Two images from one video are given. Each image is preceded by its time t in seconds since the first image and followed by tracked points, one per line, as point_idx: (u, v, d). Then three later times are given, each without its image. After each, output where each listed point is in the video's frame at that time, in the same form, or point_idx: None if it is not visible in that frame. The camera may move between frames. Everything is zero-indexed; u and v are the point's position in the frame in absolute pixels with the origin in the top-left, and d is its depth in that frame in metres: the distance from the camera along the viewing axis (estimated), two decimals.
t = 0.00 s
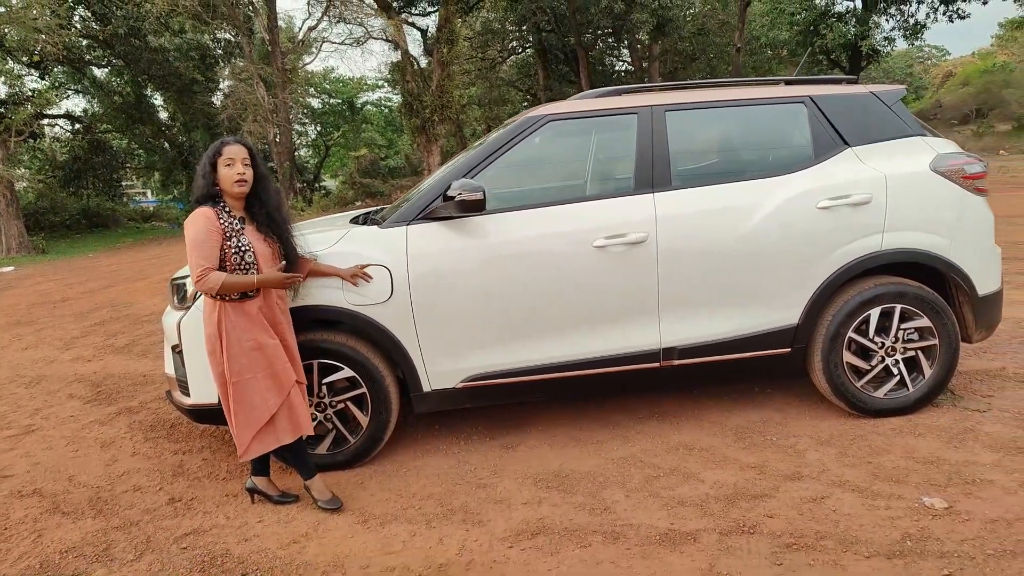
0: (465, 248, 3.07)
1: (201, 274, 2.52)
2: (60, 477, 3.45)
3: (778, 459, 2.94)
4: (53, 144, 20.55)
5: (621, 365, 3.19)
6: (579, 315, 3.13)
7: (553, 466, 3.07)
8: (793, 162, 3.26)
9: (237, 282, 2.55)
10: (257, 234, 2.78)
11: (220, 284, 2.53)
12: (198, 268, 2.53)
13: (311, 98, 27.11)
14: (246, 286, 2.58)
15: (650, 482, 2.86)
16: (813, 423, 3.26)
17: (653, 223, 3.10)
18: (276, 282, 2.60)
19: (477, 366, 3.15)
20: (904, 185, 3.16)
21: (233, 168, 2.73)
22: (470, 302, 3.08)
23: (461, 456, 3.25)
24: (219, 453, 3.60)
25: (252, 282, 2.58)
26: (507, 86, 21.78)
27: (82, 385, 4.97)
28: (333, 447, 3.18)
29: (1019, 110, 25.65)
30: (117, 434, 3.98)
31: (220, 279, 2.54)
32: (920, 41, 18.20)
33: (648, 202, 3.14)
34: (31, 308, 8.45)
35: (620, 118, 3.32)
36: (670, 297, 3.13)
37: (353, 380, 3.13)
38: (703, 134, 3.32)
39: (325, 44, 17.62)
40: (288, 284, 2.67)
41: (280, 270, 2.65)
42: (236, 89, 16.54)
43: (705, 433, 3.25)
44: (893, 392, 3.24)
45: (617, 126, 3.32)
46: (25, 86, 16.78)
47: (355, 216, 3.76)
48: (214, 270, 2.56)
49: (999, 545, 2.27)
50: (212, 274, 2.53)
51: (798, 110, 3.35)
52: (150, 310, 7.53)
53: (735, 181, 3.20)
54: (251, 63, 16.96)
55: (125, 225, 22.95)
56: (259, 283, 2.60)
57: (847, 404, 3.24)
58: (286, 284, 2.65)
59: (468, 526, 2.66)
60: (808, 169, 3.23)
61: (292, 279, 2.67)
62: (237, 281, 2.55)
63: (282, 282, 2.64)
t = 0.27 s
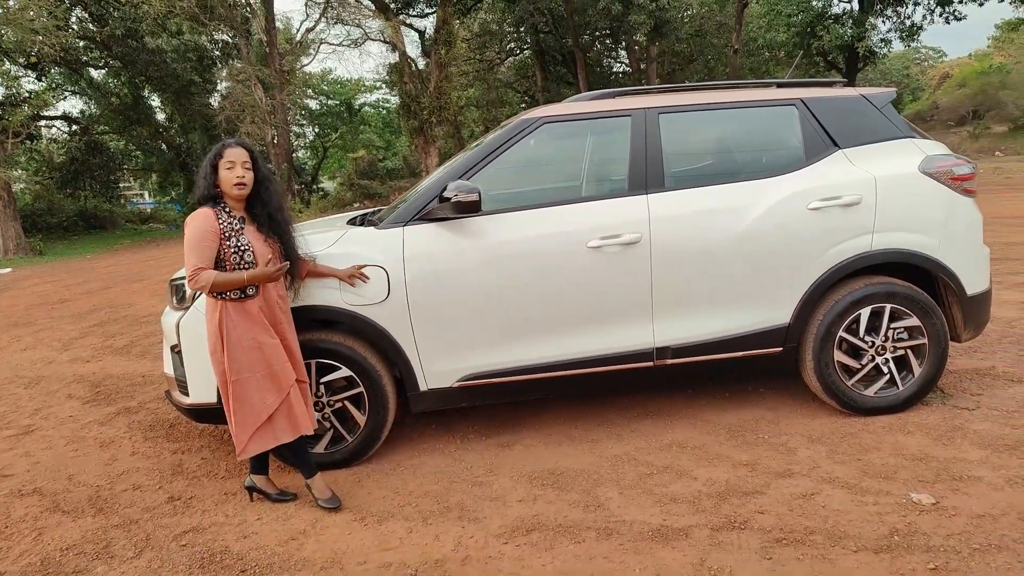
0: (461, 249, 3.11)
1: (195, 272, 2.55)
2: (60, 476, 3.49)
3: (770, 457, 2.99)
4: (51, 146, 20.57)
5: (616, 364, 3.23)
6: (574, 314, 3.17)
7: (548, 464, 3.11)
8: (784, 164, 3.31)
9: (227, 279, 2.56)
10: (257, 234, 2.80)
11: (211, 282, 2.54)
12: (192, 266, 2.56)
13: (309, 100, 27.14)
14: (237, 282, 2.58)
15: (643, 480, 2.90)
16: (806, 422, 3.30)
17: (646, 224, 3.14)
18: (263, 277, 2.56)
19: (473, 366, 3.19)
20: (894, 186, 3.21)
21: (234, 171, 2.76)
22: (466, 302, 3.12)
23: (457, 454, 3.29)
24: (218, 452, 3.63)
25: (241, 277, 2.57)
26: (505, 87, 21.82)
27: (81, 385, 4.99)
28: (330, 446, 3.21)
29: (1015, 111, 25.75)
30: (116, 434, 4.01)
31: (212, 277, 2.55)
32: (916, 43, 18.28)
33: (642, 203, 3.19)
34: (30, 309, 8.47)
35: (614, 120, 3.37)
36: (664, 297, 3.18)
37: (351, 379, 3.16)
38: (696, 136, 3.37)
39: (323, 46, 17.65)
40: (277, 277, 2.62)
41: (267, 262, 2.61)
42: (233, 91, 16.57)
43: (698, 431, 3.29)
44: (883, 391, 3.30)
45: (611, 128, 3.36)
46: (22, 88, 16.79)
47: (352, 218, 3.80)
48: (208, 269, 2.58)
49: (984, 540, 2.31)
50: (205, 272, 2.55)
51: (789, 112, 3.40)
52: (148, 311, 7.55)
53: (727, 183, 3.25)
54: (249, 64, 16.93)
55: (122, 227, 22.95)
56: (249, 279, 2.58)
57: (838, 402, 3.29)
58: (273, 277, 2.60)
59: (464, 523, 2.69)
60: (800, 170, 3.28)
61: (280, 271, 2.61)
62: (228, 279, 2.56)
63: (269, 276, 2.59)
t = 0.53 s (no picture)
0: (457, 250, 3.12)
1: (201, 275, 2.58)
2: (59, 476, 3.50)
3: (765, 456, 3.01)
4: (49, 146, 20.58)
5: (612, 364, 3.24)
6: (570, 315, 3.19)
7: (545, 464, 3.12)
8: (779, 165, 3.33)
9: (233, 282, 2.58)
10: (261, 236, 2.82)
11: (218, 286, 2.57)
12: (198, 269, 2.58)
13: (308, 100, 27.14)
14: (242, 286, 2.60)
15: (639, 479, 2.92)
16: (801, 421, 3.33)
17: (642, 225, 3.16)
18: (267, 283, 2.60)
19: (469, 366, 3.21)
20: (888, 187, 3.23)
21: (236, 175, 2.77)
22: (463, 303, 3.14)
23: (454, 454, 3.31)
24: (216, 452, 3.65)
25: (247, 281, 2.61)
26: (503, 88, 21.83)
27: (80, 386, 5.01)
28: (328, 446, 3.23)
29: (1013, 112, 25.77)
30: (115, 434, 4.02)
31: (218, 280, 2.57)
32: (914, 43, 18.30)
33: (638, 205, 3.21)
34: (28, 310, 8.48)
35: (610, 121, 3.39)
36: (659, 297, 3.20)
37: (349, 379, 3.18)
38: (692, 138, 3.38)
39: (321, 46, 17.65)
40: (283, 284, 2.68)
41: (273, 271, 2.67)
42: (231, 91, 16.57)
43: (694, 431, 3.31)
44: (878, 390, 3.32)
45: (607, 128, 3.38)
46: (20, 89, 16.79)
47: (350, 219, 3.81)
48: (213, 272, 2.61)
49: (976, 538, 2.34)
50: (211, 275, 2.57)
51: (784, 113, 3.42)
52: (146, 312, 7.57)
53: (722, 184, 3.27)
54: (247, 65, 16.95)
55: (121, 228, 22.96)
56: (256, 283, 2.62)
57: (833, 402, 3.31)
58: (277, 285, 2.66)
59: (461, 522, 2.71)
60: (794, 171, 3.30)
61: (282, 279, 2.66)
62: (234, 282, 2.58)
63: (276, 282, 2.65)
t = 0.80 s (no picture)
0: (448, 250, 3.12)
1: (206, 274, 2.53)
2: (49, 478, 3.49)
3: (756, 457, 3.01)
4: (46, 147, 20.56)
5: (604, 364, 3.24)
6: (562, 315, 3.18)
7: (536, 465, 3.12)
8: (771, 165, 3.33)
9: (239, 278, 2.54)
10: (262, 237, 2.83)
11: (224, 283, 2.52)
12: (203, 269, 2.54)
13: (305, 101, 27.12)
14: (247, 279, 2.56)
15: (630, 480, 2.91)
16: (793, 422, 3.32)
17: (634, 226, 3.16)
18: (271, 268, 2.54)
19: (460, 367, 3.20)
20: (879, 187, 3.22)
21: (239, 178, 2.75)
22: (453, 303, 3.13)
23: (445, 455, 3.30)
24: (207, 453, 3.64)
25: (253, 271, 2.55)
26: (501, 88, 21.82)
27: (72, 387, 5.00)
28: (319, 447, 3.22)
29: (1011, 112, 25.78)
30: (106, 435, 4.01)
31: (223, 277, 2.53)
32: (911, 43, 18.30)
33: (629, 205, 3.20)
34: (23, 310, 8.47)
35: (602, 121, 3.38)
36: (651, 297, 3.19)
37: (339, 380, 3.17)
38: (685, 138, 3.38)
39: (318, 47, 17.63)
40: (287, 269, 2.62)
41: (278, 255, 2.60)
42: (228, 92, 16.55)
43: (685, 431, 3.31)
44: (869, 390, 3.32)
45: (599, 128, 3.38)
46: (17, 89, 16.77)
47: (343, 219, 3.80)
48: (218, 270, 2.56)
49: (965, 539, 2.33)
50: (216, 273, 2.53)
51: (776, 114, 3.42)
52: (141, 312, 7.55)
53: (715, 184, 3.27)
54: (244, 65, 16.94)
55: (118, 228, 22.93)
56: (261, 272, 2.56)
57: (824, 402, 3.31)
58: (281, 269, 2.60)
59: (450, 523, 2.70)
60: (787, 171, 3.30)
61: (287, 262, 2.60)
62: (240, 277, 2.54)
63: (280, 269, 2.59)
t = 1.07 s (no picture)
0: (434, 252, 3.10)
1: (212, 278, 2.50)
2: (34, 480, 3.47)
3: (742, 459, 2.99)
4: (44, 148, 20.54)
5: (591, 366, 3.23)
6: (548, 318, 3.16)
7: (522, 467, 3.10)
8: (759, 167, 3.32)
9: (246, 274, 2.53)
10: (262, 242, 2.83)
11: (229, 285, 2.50)
12: (209, 273, 2.51)
13: (303, 102, 27.11)
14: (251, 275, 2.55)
15: (616, 483, 2.89)
16: (780, 424, 3.31)
17: (620, 227, 3.14)
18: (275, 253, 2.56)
19: (446, 369, 3.19)
20: (866, 189, 3.22)
21: (245, 184, 2.72)
22: (439, 305, 3.11)
23: (432, 457, 3.29)
24: (194, 455, 3.62)
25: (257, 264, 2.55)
26: (498, 89, 21.81)
27: (62, 388, 4.98)
28: (303, 449, 3.20)
29: (1008, 113, 25.80)
30: (93, 437, 3.99)
31: (230, 279, 2.51)
32: (908, 44, 18.32)
33: (615, 206, 3.19)
34: (17, 312, 8.45)
35: (589, 123, 3.37)
36: (637, 299, 3.18)
37: (324, 382, 3.15)
38: (672, 139, 3.37)
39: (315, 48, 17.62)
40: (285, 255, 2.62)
41: (272, 239, 2.60)
42: (226, 93, 16.53)
43: (673, 434, 3.29)
44: (857, 393, 3.32)
45: (586, 130, 3.37)
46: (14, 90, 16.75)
47: (330, 220, 3.78)
48: (223, 273, 2.53)
49: (950, 542, 2.32)
50: (222, 277, 2.50)
51: (764, 115, 3.41)
52: (133, 314, 7.53)
53: (702, 185, 3.26)
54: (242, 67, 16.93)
55: (116, 229, 22.90)
56: (265, 262, 2.57)
57: (811, 404, 3.30)
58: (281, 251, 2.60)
59: (434, 526, 2.69)
60: (774, 173, 3.29)
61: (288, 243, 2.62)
62: (245, 274, 2.52)
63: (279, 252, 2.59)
